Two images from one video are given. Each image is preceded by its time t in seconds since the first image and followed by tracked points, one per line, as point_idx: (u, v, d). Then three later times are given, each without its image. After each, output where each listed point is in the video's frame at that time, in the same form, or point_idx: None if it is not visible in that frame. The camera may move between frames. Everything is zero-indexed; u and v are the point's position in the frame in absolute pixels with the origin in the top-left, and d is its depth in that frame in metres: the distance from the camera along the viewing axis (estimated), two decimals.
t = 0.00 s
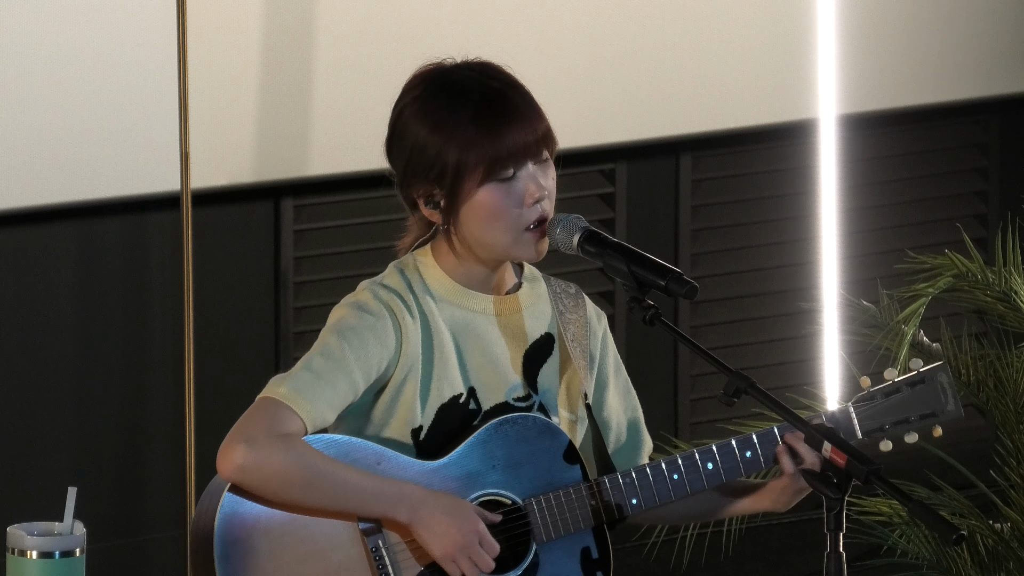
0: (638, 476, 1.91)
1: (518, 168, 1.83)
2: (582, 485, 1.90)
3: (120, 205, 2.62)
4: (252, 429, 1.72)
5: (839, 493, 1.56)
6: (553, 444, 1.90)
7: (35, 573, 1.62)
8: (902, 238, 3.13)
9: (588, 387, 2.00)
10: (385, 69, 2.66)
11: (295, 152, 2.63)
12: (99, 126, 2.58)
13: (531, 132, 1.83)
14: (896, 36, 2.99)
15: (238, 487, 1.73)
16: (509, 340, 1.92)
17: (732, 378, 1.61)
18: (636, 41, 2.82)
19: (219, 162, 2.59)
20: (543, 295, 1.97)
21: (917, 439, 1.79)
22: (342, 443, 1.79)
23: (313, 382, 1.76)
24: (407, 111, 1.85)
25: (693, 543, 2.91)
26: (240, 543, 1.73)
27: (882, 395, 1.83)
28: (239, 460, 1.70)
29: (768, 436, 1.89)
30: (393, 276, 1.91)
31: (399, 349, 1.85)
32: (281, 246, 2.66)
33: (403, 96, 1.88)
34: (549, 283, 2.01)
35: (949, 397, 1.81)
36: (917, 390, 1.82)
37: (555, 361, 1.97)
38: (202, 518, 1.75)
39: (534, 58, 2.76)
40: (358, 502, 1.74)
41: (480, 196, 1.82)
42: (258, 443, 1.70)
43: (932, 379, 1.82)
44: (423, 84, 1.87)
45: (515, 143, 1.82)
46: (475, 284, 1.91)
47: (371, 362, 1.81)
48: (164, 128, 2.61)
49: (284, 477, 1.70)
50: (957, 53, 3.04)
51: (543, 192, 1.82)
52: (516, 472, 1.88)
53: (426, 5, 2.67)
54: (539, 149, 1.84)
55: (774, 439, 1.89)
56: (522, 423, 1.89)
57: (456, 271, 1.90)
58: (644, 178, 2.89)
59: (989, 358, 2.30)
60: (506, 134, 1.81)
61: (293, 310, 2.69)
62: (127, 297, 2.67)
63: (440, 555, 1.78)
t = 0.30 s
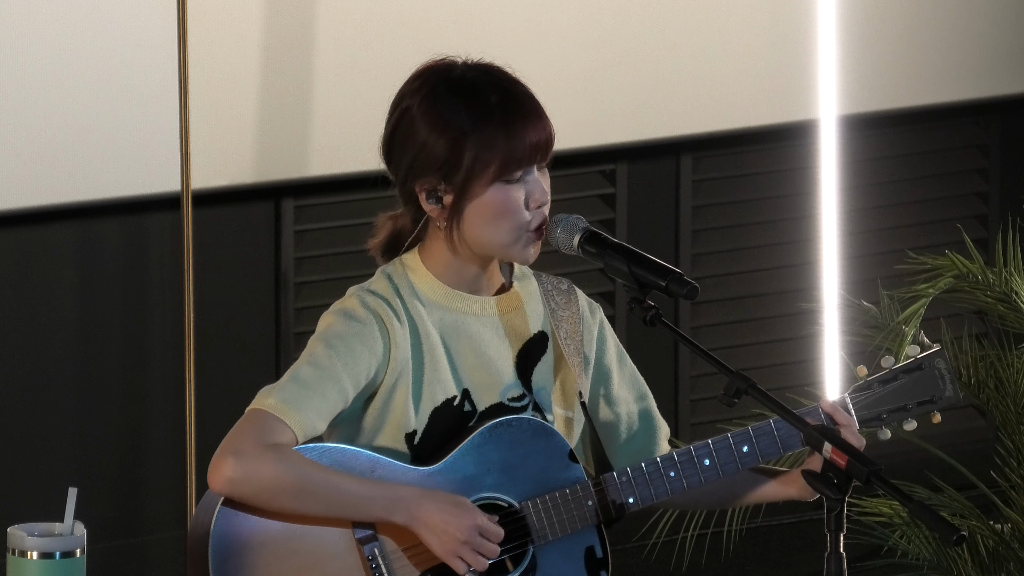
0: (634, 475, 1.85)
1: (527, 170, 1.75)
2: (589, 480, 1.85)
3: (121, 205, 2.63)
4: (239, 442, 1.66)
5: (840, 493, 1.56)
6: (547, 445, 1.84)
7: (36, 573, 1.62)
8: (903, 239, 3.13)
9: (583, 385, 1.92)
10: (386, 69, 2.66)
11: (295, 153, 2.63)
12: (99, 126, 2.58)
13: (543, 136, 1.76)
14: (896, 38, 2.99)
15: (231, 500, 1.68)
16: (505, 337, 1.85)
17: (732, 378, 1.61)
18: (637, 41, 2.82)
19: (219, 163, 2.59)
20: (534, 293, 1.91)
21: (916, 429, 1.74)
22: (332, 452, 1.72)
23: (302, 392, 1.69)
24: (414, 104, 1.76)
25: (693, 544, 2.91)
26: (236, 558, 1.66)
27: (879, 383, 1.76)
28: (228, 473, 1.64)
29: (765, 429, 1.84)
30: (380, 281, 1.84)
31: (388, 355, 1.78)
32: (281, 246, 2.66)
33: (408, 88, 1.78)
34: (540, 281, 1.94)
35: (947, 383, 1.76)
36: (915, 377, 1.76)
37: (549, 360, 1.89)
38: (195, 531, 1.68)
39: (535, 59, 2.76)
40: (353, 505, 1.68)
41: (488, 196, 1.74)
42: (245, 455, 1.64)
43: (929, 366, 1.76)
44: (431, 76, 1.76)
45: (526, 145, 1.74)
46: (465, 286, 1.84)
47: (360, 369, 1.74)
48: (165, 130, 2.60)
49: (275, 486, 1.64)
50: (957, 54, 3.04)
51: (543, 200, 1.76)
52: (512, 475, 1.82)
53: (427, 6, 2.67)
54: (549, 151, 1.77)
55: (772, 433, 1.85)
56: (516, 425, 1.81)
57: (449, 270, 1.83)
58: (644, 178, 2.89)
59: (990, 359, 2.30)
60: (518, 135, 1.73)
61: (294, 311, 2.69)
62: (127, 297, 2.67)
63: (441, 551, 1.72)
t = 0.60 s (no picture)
0: (634, 477, 1.86)
1: (533, 165, 1.76)
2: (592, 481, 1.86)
3: (121, 205, 2.62)
4: (239, 448, 1.65)
5: (840, 495, 1.56)
6: (546, 448, 1.84)
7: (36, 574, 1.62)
8: (903, 239, 3.12)
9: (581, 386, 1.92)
10: (385, 70, 2.66)
11: (295, 153, 2.63)
12: (98, 127, 2.58)
13: (544, 128, 1.77)
14: (895, 39, 2.99)
15: (231, 507, 1.67)
16: (505, 337, 1.85)
17: (733, 380, 1.61)
18: (637, 42, 2.81)
19: (219, 163, 2.59)
20: (532, 294, 1.91)
21: (913, 425, 1.71)
22: (331, 458, 1.72)
23: (302, 398, 1.68)
24: (411, 115, 1.74)
25: (693, 546, 2.91)
26: (236, 564, 1.66)
27: (877, 382, 1.76)
28: (227, 480, 1.63)
29: (763, 429, 1.83)
30: (378, 284, 1.83)
31: (386, 358, 1.77)
32: (282, 247, 2.66)
33: (400, 99, 1.77)
34: (538, 282, 1.94)
35: (946, 380, 1.74)
36: (914, 375, 1.75)
37: (546, 361, 1.89)
38: (195, 535, 1.68)
39: (535, 59, 2.76)
40: (351, 514, 1.68)
41: (498, 195, 1.74)
42: (245, 463, 1.63)
43: (928, 363, 1.75)
44: (423, 84, 1.76)
45: (532, 139, 1.75)
46: (465, 289, 1.84)
47: (358, 373, 1.73)
48: (165, 130, 2.60)
49: (275, 496, 1.63)
50: (957, 55, 3.04)
51: (551, 193, 1.77)
52: (511, 479, 1.82)
53: (426, 6, 2.66)
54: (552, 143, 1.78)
55: (770, 432, 1.84)
56: (515, 428, 1.82)
57: (449, 273, 1.83)
58: (645, 179, 2.89)
59: (990, 360, 2.30)
60: (523, 130, 1.74)
61: (294, 311, 2.69)
62: (127, 297, 2.66)
63: (438, 562, 1.72)
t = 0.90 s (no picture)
0: (634, 477, 1.86)
1: (534, 176, 1.76)
2: (592, 481, 1.86)
3: (121, 206, 2.63)
4: (238, 450, 1.65)
5: (840, 495, 1.56)
6: (546, 448, 1.84)
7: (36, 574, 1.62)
8: (903, 240, 3.12)
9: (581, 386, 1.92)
10: (385, 71, 2.66)
11: (295, 154, 2.63)
12: (98, 128, 2.58)
13: (547, 137, 1.77)
14: (895, 40, 2.99)
15: (230, 509, 1.67)
16: (504, 338, 1.85)
17: (732, 380, 1.61)
18: (636, 41, 2.82)
19: (219, 164, 2.59)
20: (531, 294, 1.91)
21: (913, 424, 1.71)
22: (331, 459, 1.72)
23: (300, 400, 1.68)
24: (416, 119, 1.74)
25: (694, 546, 2.91)
26: (236, 566, 1.66)
27: (876, 380, 1.76)
28: (227, 482, 1.63)
29: (763, 428, 1.83)
30: (377, 285, 1.83)
31: (385, 359, 1.77)
32: (282, 248, 2.67)
33: (405, 102, 1.76)
34: (538, 281, 1.94)
35: (946, 379, 1.74)
36: (914, 374, 1.74)
37: (546, 362, 1.89)
38: (194, 537, 1.68)
39: (534, 60, 2.76)
40: (352, 514, 1.68)
41: (496, 205, 1.74)
42: (245, 463, 1.63)
43: (927, 362, 1.74)
44: (428, 87, 1.75)
45: (535, 147, 1.75)
46: (464, 291, 1.84)
47: (357, 375, 1.73)
48: (165, 131, 2.60)
49: (275, 497, 1.63)
50: (956, 56, 3.04)
51: (550, 203, 1.77)
52: (510, 479, 1.82)
53: (426, 6, 2.66)
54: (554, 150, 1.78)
55: (770, 432, 1.84)
56: (515, 429, 1.82)
57: (448, 275, 1.83)
58: (644, 180, 2.89)
59: (989, 360, 2.30)
60: (526, 139, 1.74)
61: (294, 312, 2.69)
62: (127, 297, 2.67)
63: (442, 554, 1.73)
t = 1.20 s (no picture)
0: (634, 477, 1.86)
1: (534, 171, 1.76)
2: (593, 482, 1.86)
3: (122, 206, 2.63)
4: (240, 450, 1.65)
5: (841, 495, 1.56)
6: (546, 448, 1.84)
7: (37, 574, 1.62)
8: (904, 240, 3.12)
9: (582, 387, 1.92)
10: (387, 71, 2.66)
11: (296, 154, 2.64)
12: (99, 128, 2.58)
13: (550, 133, 1.77)
14: (896, 40, 2.99)
15: (231, 509, 1.67)
16: (505, 338, 1.85)
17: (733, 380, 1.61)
18: (637, 41, 2.82)
19: (221, 164, 2.59)
20: (532, 295, 1.91)
21: (913, 425, 1.71)
22: (331, 459, 1.72)
23: (301, 399, 1.68)
24: (419, 109, 1.74)
25: (694, 546, 2.91)
26: (236, 566, 1.66)
27: (877, 381, 1.75)
28: (228, 482, 1.63)
29: (764, 428, 1.84)
30: (378, 284, 1.83)
31: (386, 359, 1.77)
32: (283, 248, 2.66)
33: (409, 92, 1.76)
34: (538, 281, 1.94)
35: (946, 380, 1.74)
36: (914, 374, 1.74)
37: (547, 362, 1.89)
38: (195, 536, 1.69)
39: (536, 60, 2.76)
40: (352, 517, 1.68)
41: (497, 197, 1.74)
42: (246, 463, 1.63)
43: (928, 363, 1.74)
44: (433, 78, 1.75)
45: (537, 142, 1.74)
46: (464, 288, 1.84)
47: (358, 374, 1.73)
48: (166, 131, 2.60)
49: (276, 498, 1.63)
50: (958, 56, 3.04)
51: (550, 199, 1.77)
52: (511, 480, 1.82)
53: (427, 6, 2.67)
54: (555, 147, 1.78)
55: (771, 432, 1.84)
56: (515, 429, 1.81)
57: (447, 273, 1.83)
58: (646, 180, 2.89)
59: (990, 360, 2.30)
60: (528, 134, 1.74)
61: (295, 312, 2.69)
62: (128, 297, 2.67)
63: (437, 568, 1.72)
